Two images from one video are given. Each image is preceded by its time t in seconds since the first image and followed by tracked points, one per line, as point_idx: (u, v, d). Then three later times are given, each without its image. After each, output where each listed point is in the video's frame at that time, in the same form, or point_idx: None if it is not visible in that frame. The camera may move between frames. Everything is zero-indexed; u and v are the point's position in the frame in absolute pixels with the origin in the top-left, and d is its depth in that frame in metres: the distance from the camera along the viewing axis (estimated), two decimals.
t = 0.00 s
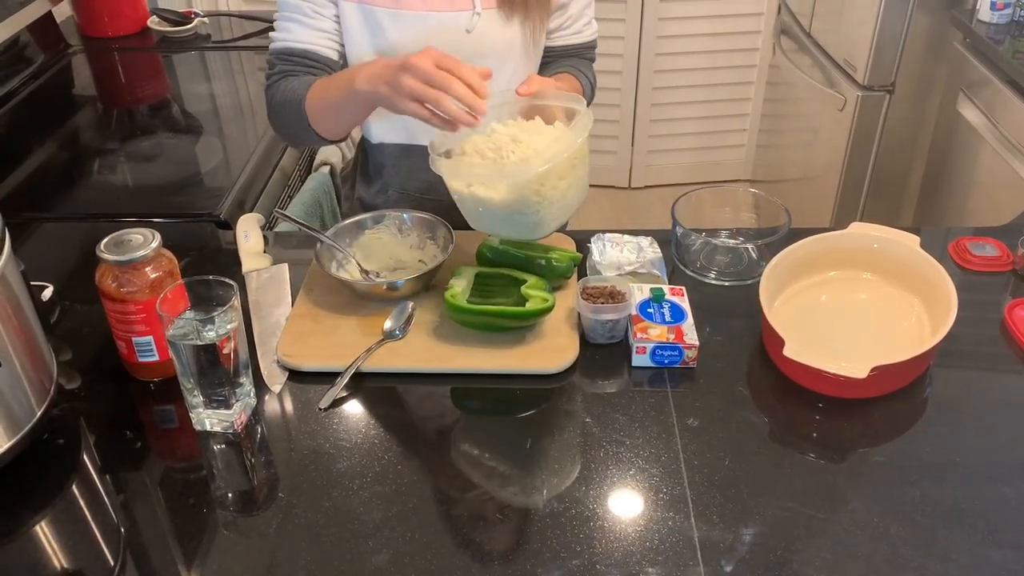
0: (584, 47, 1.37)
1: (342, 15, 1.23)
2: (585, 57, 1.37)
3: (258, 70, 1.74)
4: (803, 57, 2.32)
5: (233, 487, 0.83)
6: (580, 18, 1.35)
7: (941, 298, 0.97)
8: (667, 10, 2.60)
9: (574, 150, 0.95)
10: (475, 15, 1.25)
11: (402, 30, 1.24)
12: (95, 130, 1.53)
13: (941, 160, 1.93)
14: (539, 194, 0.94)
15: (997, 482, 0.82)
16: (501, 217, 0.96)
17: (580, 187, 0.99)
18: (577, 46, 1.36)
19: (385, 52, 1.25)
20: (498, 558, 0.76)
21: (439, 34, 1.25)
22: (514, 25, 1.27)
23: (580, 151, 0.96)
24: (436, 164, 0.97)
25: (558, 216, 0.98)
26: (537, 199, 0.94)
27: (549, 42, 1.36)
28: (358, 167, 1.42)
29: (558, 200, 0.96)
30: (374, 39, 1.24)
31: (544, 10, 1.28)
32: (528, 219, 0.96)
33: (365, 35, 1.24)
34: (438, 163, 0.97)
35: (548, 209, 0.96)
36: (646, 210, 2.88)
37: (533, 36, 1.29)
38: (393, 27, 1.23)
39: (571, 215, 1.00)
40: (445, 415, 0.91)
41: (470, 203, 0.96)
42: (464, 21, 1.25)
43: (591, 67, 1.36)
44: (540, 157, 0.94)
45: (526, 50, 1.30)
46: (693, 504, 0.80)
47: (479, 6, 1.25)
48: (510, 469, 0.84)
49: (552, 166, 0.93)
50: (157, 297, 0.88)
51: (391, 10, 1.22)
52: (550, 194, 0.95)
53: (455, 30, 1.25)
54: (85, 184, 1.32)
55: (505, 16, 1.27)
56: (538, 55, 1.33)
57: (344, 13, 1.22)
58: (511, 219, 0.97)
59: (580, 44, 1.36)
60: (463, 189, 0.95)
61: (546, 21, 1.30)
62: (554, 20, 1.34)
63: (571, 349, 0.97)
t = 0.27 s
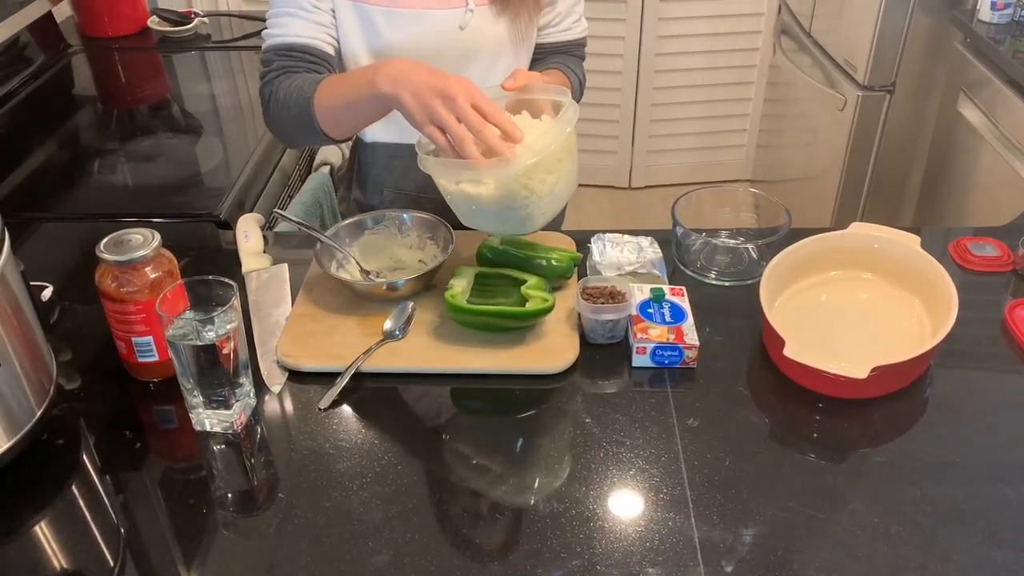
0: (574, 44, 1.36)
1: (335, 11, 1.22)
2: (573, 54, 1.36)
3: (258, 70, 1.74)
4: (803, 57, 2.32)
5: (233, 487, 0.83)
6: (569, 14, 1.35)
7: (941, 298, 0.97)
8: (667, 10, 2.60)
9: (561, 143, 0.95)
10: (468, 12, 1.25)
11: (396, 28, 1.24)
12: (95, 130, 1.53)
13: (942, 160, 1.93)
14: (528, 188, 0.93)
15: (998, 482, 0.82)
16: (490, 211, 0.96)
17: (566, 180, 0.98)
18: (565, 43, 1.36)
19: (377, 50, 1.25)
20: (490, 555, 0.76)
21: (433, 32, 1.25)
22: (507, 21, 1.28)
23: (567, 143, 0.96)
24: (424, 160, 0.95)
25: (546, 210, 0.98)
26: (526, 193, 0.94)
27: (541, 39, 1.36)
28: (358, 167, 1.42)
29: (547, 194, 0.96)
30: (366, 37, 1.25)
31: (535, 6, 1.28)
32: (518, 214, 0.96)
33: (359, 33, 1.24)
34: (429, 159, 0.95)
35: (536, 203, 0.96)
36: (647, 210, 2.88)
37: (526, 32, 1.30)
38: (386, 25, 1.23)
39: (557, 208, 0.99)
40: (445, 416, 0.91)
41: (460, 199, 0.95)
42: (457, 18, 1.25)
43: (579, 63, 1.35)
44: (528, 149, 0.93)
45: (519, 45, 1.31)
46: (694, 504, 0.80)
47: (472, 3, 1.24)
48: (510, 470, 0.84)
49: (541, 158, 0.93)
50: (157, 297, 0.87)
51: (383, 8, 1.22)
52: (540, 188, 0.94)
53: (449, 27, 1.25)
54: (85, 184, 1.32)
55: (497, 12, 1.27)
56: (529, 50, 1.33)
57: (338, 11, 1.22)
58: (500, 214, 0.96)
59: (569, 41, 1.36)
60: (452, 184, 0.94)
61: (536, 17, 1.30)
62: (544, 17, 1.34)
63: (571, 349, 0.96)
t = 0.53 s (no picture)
0: (573, 43, 1.37)
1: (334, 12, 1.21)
2: (572, 55, 1.37)
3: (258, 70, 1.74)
4: (804, 56, 2.31)
5: (233, 488, 0.83)
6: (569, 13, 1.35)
7: (943, 298, 0.96)
8: (668, 10, 2.59)
9: (558, 145, 0.95)
10: (467, 12, 1.24)
11: (395, 28, 1.23)
12: (96, 130, 1.53)
13: (943, 160, 1.93)
14: (524, 191, 0.94)
15: (999, 483, 0.82)
16: (487, 214, 0.96)
17: (564, 182, 0.99)
18: (565, 42, 1.36)
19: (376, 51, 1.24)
20: (488, 555, 0.76)
21: (432, 31, 1.24)
22: (506, 20, 1.27)
23: (563, 145, 0.97)
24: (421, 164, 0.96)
25: (545, 212, 0.98)
26: (522, 196, 0.94)
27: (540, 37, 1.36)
28: (359, 167, 1.42)
29: (543, 196, 0.96)
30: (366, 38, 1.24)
31: (534, 5, 1.27)
32: (514, 216, 0.97)
33: (357, 33, 1.23)
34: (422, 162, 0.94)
35: (533, 206, 0.96)
36: (648, 210, 2.88)
37: (525, 31, 1.29)
38: (385, 25, 1.22)
39: (555, 211, 1.00)
40: (446, 416, 0.91)
41: (456, 201, 0.96)
42: (456, 18, 1.24)
43: (577, 63, 1.36)
44: (524, 152, 0.93)
45: (518, 44, 1.30)
46: (695, 506, 0.80)
47: (471, 3, 1.24)
48: (511, 471, 0.84)
49: (537, 162, 0.93)
50: (157, 298, 0.87)
51: (383, 8, 1.21)
52: (536, 191, 0.95)
53: (448, 26, 1.24)
54: (86, 184, 1.32)
55: (496, 12, 1.26)
56: (528, 49, 1.33)
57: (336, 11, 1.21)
58: (497, 215, 0.97)
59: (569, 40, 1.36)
60: (448, 187, 0.94)
61: (535, 15, 1.29)
62: (544, 16, 1.34)
63: (572, 350, 0.96)
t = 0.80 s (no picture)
0: (579, 44, 1.37)
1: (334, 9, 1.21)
2: (578, 54, 1.37)
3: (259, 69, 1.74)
4: (806, 56, 2.31)
5: (234, 488, 0.83)
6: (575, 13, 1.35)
7: (945, 298, 0.96)
8: (669, 9, 2.59)
9: (559, 147, 0.94)
10: (468, 10, 1.24)
11: (394, 25, 1.23)
12: (96, 129, 1.53)
13: (944, 160, 1.92)
14: (525, 194, 0.93)
15: (1002, 484, 0.82)
16: (487, 218, 0.96)
17: (566, 185, 0.98)
18: (570, 42, 1.36)
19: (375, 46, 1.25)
20: (487, 555, 0.76)
21: (432, 28, 1.24)
22: (508, 20, 1.27)
23: (565, 148, 0.96)
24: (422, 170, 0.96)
25: (547, 215, 0.97)
26: (522, 199, 0.93)
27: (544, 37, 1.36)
28: (359, 166, 1.42)
29: (544, 199, 0.95)
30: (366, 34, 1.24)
31: (536, 5, 1.26)
32: (516, 220, 0.96)
33: (357, 29, 1.23)
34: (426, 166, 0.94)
35: (534, 209, 0.95)
36: (649, 209, 2.88)
37: (527, 31, 1.29)
38: (385, 22, 1.22)
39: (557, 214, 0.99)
40: (446, 417, 0.91)
41: (457, 206, 0.95)
42: (457, 16, 1.24)
43: (583, 64, 1.36)
44: (524, 155, 0.92)
45: (520, 45, 1.30)
46: (696, 507, 0.80)
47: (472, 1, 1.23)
48: (511, 471, 0.84)
49: (538, 165, 0.92)
50: (158, 298, 0.87)
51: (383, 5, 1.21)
52: (537, 195, 0.94)
53: (449, 24, 1.24)
54: (86, 184, 1.32)
55: (498, 10, 1.26)
56: (531, 49, 1.33)
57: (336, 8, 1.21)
58: (497, 219, 0.96)
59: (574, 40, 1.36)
60: (448, 192, 0.94)
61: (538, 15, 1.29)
62: (548, 16, 1.34)
63: (573, 350, 0.96)
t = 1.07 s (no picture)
0: (580, 42, 1.36)
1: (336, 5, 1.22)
2: (580, 53, 1.36)
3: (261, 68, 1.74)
4: (807, 55, 2.31)
5: (235, 488, 0.83)
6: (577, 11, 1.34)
7: (947, 298, 0.96)
8: (670, 9, 2.59)
9: (563, 138, 0.94)
10: (470, 7, 1.24)
11: (396, 21, 1.23)
12: (97, 128, 1.53)
13: (946, 159, 1.92)
14: (534, 190, 0.93)
15: (1004, 485, 0.81)
16: (501, 217, 0.96)
17: (575, 176, 0.98)
18: (572, 41, 1.36)
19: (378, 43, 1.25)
20: (483, 553, 0.76)
21: (434, 26, 1.24)
22: (510, 17, 1.27)
23: (569, 139, 0.95)
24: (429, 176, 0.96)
25: (560, 208, 0.97)
26: (533, 195, 0.93)
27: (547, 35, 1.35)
28: (360, 165, 1.42)
29: (556, 193, 0.95)
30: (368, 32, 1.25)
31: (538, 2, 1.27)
32: (530, 217, 0.96)
33: (359, 25, 1.24)
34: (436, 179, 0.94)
35: (546, 204, 0.95)
36: (650, 208, 2.88)
37: (529, 29, 1.29)
38: (388, 19, 1.23)
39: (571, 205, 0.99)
40: (448, 417, 0.91)
41: (470, 208, 0.95)
42: (459, 13, 1.24)
43: (586, 62, 1.35)
44: (528, 151, 0.91)
45: (522, 44, 1.30)
46: (698, 507, 0.79)
47: None
48: (513, 471, 0.84)
49: (544, 159, 0.92)
50: (159, 297, 0.87)
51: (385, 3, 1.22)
52: (546, 189, 0.94)
53: (450, 22, 1.24)
54: (87, 183, 1.32)
55: (500, 8, 1.26)
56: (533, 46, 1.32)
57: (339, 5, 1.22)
58: (510, 218, 0.96)
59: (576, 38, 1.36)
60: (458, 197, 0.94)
61: (540, 13, 1.29)
62: (550, 15, 1.33)
63: (574, 350, 0.96)
